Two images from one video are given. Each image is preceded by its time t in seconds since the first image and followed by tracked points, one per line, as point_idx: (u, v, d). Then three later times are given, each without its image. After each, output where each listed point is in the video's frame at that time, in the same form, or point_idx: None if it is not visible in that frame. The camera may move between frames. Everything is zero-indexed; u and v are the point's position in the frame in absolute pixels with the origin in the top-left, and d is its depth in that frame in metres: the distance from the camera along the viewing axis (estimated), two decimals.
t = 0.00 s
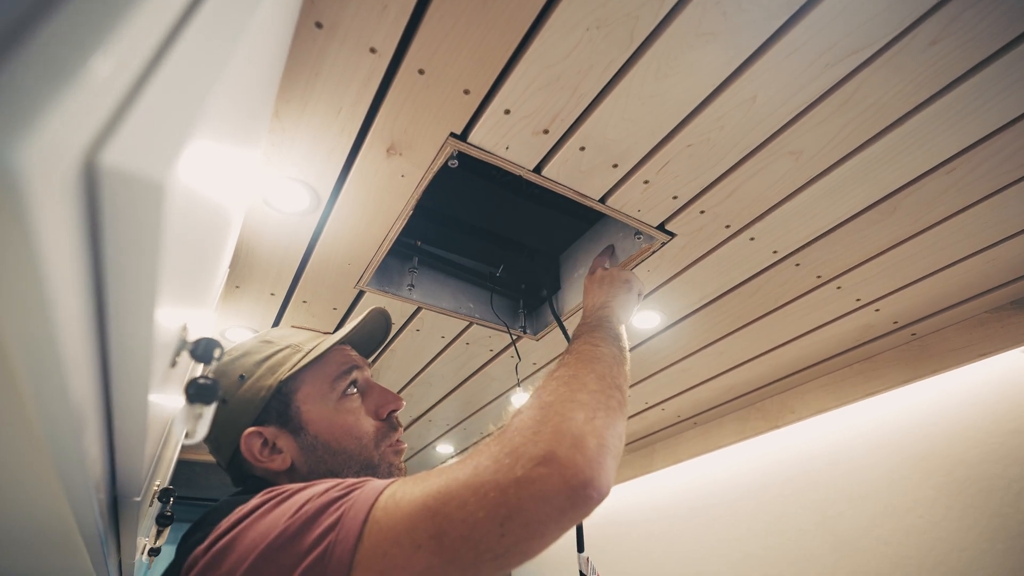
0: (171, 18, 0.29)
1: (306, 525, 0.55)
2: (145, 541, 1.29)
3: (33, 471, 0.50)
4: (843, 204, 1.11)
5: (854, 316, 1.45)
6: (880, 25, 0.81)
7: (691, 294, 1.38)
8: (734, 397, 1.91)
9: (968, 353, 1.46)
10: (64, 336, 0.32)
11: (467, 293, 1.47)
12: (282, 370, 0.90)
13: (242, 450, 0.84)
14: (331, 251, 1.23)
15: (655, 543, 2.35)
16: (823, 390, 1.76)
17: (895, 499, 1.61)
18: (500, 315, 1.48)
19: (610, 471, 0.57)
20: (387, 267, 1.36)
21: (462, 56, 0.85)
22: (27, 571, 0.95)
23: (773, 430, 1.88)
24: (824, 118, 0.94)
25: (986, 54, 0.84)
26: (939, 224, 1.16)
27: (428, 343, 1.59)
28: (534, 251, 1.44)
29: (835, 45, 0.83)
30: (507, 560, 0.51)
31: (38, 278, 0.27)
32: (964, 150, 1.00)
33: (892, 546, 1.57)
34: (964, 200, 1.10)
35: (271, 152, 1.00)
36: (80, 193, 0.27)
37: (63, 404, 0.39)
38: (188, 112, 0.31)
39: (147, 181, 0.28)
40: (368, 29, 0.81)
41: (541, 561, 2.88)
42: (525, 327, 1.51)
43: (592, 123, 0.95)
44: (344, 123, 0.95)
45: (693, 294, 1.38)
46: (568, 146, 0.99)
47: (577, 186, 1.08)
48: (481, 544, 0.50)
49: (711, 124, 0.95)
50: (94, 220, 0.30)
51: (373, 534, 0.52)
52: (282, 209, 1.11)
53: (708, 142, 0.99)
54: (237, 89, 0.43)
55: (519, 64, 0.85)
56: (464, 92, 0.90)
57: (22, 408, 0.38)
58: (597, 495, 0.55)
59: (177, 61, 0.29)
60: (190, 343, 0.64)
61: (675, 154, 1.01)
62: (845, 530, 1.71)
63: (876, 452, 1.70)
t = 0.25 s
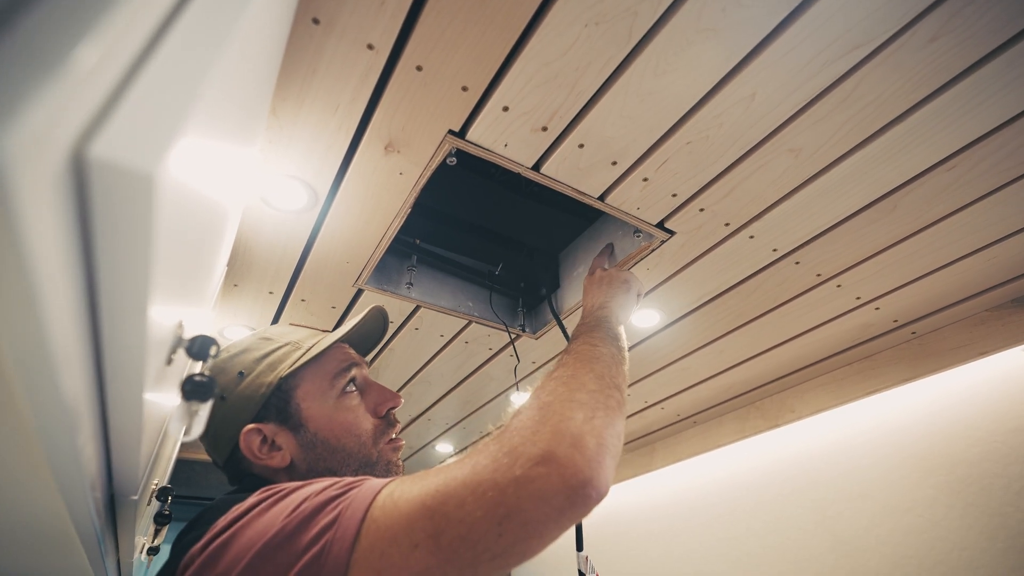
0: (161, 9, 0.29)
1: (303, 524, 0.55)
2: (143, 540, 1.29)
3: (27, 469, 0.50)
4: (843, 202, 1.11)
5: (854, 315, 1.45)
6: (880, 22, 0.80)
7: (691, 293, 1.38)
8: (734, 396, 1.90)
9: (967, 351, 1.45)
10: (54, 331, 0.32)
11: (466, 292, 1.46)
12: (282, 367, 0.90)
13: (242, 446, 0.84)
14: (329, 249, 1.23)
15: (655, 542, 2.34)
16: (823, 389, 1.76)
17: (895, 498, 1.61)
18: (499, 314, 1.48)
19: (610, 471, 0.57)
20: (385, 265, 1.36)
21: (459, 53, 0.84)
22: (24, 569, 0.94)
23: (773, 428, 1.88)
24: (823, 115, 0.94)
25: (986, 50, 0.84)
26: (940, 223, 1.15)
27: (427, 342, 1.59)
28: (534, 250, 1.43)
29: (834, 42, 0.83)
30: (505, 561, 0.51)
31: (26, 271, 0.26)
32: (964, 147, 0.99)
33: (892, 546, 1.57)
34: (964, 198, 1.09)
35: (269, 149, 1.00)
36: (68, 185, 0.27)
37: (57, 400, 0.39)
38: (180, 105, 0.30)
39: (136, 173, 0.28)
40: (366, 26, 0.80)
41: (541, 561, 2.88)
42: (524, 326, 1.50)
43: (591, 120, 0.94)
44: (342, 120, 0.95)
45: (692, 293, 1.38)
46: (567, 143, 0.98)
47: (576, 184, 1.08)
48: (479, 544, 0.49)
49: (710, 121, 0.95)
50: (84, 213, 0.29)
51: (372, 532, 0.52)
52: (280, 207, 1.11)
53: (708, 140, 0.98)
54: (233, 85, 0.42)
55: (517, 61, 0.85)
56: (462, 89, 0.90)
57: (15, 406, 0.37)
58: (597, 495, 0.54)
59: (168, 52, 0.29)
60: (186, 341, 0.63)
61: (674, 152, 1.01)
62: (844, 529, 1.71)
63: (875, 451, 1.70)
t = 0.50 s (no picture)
0: (157, 7, 0.29)
1: (292, 520, 0.55)
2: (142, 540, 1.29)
3: (25, 469, 0.50)
4: (842, 201, 1.11)
5: (853, 314, 1.45)
6: (879, 21, 0.80)
7: (690, 292, 1.38)
8: (733, 395, 1.90)
9: (967, 351, 1.45)
10: (49, 330, 0.32)
11: (466, 291, 1.46)
12: (283, 365, 0.90)
13: (243, 443, 0.83)
14: (328, 249, 1.23)
15: (654, 542, 2.34)
16: (823, 388, 1.75)
17: (895, 498, 1.61)
18: (499, 313, 1.48)
19: (599, 464, 0.57)
20: (384, 265, 1.36)
21: (458, 52, 0.84)
22: (22, 569, 0.94)
23: (773, 428, 1.88)
24: (822, 114, 0.94)
25: (985, 49, 0.84)
26: (939, 222, 1.15)
27: (426, 341, 1.59)
28: (533, 249, 1.43)
29: (834, 41, 0.83)
30: (492, 555, 0.51)
31: (20, 269, 0.26)
32: (963, 146, 0.99)
33: (891, 545, 1.57)
34: (963, 197, 1.09)
35: (268, 148, 1.00)
36: (63, 184, 0.27)
37: (52, 399, 0.39)
38: (177, 104, 0.30)
39: (132, 172, 0.28)
40: (364, 24, 0.80)
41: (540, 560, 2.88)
42: (523, 326, 1.50)
43: (590, 119, 0.94)
44: (341, 119, 0.95)
45: (691, 292, 1.38)
46: (566, 142, 0.98)
47: (575, 183, 1.08)
48: (465, 537, 0.49)
49: (709, 120, 0.95)
50: (79, 212, 0.29)
51: (358, 527, 0.51)
52: (279, 206, 1.11)
53: (707, 139, 0.98)
54: (229, 85, 0.42)
55: (516, 59, 0.85)
56: (461, 88, 0.90)
57: (11, 406, 0.37)
58: (585, 487, 0.55)
59: (163, 50, 0.29)
60: (184, 340, 0.63)
61: (673, 151, 1.01)
62: (844, 529, 1.70)
63: (875, 450, 1.70)
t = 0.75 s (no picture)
0: (156, 8, 0.29)
1: (285, 509, 0.55)
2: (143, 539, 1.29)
3: (25, 470, 0.50)
4: (841, 201, 1.11)
5: (852, 314, 1.45)
6: (878, 21, 0.80)
7: (690, 292, 1.38)
8: (733, 395, 1.90)
9: (967, 350, 1.45)
10: (48, 332, 0.32)
11: (466, 291, 1.47)
12: (285, 366, 0.90)
13: (244, 442, 0.83)
14: (328, 249, 1.23)
15: (654, 541, 2.35)
16: (822, 388, 1.75)
17: (894, 497, 1.61)
18: (498, 313, 1.48)
19: (582, 438, 0.57)
20: (384, 264, 1.36)
21: (458, 52, 0.84)
22: (22, 569, 0.94)
23: (773, 427, 1.88)
24: (822, 114, 0.94)
25: (985, 49, 0.84)
26: (938, 222, 1.15)
27: (426, 341, 1.59)
28: (533, 250, 1.40)
29: (833, 41, 0.83)
30: (481, 535, 0.50)
31: (20, 269, 0.26)
32: (963, 146, 0.99)
33: (891, 545, 1.57)
34: (963, 197, 1.09)
35: (268, 149, 1.00)
36: (63, 185, 0.27)
37: (53, 399, 0.39)
38: (179, 105, 0.30)
39: (131, 173, 0.28)
40: (364, 24, 0.80)
41: (540, 560, 2.88)
42: (523, 325, 1.50)
43: (590, 119, 0.94)
44: (341, 120, 0.95)
45: (691, 292, 1.38)
46: (565, 142, 0.98)
47: (575, 183, 1.08)
48: (452, 517, 0.49)
49: (709, 120, 0.95)
50: (79, 213, 0.29)
51: (348, 514, 0.52)
52: (279, 206, 1.11)
53: (707, 139, 0.98)
54: (229, 85, 0.42)
55: (516, 59, 0.85)
56: (460, 88, 0.90)
57: (11, 407, 0.38)
58: (569, 461, 0.55)
59: (162, 50, 0.29)
60: (184, 340, 0.63)
61: (673, 151, 1.01)
62: (844, 528, 1.71)
63: (875, 450, 1.70)
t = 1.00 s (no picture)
0: (160, 12, 0.29)
1: (294, 499, 0.56)
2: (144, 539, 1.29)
3: (27, 470, 0.50)
4: (840, 202, 1.11)
5: (852, 315, 1.45)
6: (877, 23, 0.80)
7: (689, 293, 1.38)
8: (733, 395, 1.91)
9: (966, 351, 1.46)
10: (51, 334, 0.32)
11: (466, 291, 1.47)
12: (287, 368, 0.90)
13: (245, 442, 0.83)
14: (328, 249, 1.23)
15: (654, 541, 2.35)
16: (822, 388, 1.76)
17: (893, 498, 1.61)
18: (498, 314, 1.48)
19: (580, 427, 0.59)
20: (384, 264, 1.36)
21: (459, 53, 0.84)
22: (23, 569, 0.95)
23: (773, 427, 1.88)
24: (822, 115, 0.94)
25: (984, 50, 0.84)
26: (938, 223, 1.16)
27: (426, 341, 1.59)
28: (533, 250, 1.40)
29: (833, 42, 0.83)
30: (486, 516, 0.51)
31: (24, 272, 0.26)
32: (962, 147, 1.00)
33: (890, 545, 1.57)
34: (962, 198, 1.09)
35: (268, 150, 1.00)
36: (68, 188, 0.27)
37: (55, 400, 0.39)
38: (182, 108, 0.31)
39: (134, 176, 0.28)
40: (364, 26, 0.80)
41: (540, 559, 2.88)
42: (523, 325, 1.50)
43: (590, 120, 0.94)
44: (341, 121, 0.95)
45: (691, 292, 1.38)
46: (565, 143, 0.99)
47: (575, 184, 1.08)
48: (459, 500, 0.50)
49: (709, 121, 0.95)
50: (83, 216, 0.30)
51: (356, 502, 0.52)
52: (279, 206, 1.11)
53: (706, 140, 0.98)
54: (231, 88, 0.43)
55: (516, 60, 0.85)
56: (461, 89, 0.90)
57: (15, 409, 0.38)
58: (568, 448, 0.56)
59: (166, 54, 0.29)
60: (186, 341, 0.64)
61: (672, 152, 1.01)
62: (843, 528, 1.71)
63: (874, 450, 1.70)
